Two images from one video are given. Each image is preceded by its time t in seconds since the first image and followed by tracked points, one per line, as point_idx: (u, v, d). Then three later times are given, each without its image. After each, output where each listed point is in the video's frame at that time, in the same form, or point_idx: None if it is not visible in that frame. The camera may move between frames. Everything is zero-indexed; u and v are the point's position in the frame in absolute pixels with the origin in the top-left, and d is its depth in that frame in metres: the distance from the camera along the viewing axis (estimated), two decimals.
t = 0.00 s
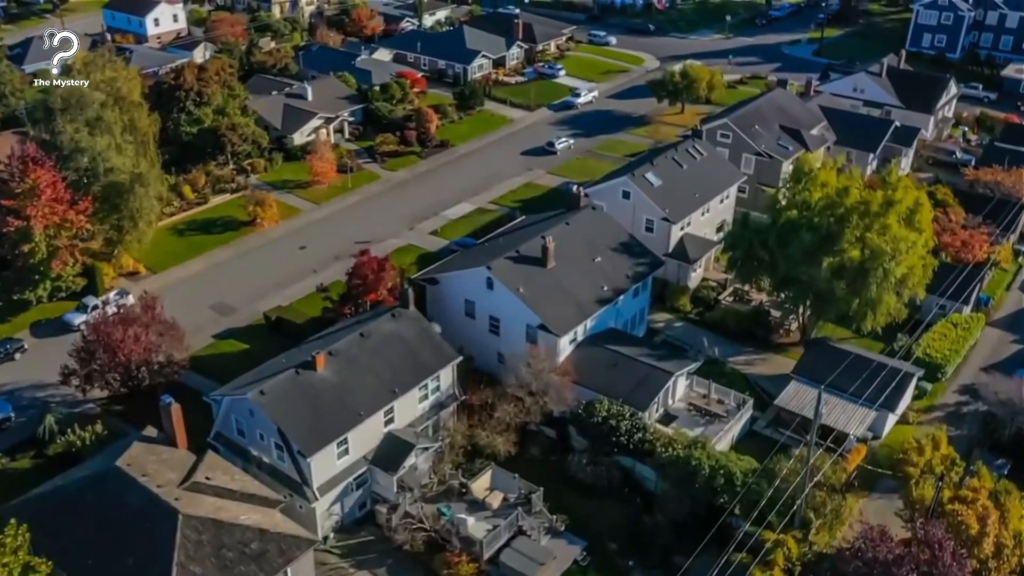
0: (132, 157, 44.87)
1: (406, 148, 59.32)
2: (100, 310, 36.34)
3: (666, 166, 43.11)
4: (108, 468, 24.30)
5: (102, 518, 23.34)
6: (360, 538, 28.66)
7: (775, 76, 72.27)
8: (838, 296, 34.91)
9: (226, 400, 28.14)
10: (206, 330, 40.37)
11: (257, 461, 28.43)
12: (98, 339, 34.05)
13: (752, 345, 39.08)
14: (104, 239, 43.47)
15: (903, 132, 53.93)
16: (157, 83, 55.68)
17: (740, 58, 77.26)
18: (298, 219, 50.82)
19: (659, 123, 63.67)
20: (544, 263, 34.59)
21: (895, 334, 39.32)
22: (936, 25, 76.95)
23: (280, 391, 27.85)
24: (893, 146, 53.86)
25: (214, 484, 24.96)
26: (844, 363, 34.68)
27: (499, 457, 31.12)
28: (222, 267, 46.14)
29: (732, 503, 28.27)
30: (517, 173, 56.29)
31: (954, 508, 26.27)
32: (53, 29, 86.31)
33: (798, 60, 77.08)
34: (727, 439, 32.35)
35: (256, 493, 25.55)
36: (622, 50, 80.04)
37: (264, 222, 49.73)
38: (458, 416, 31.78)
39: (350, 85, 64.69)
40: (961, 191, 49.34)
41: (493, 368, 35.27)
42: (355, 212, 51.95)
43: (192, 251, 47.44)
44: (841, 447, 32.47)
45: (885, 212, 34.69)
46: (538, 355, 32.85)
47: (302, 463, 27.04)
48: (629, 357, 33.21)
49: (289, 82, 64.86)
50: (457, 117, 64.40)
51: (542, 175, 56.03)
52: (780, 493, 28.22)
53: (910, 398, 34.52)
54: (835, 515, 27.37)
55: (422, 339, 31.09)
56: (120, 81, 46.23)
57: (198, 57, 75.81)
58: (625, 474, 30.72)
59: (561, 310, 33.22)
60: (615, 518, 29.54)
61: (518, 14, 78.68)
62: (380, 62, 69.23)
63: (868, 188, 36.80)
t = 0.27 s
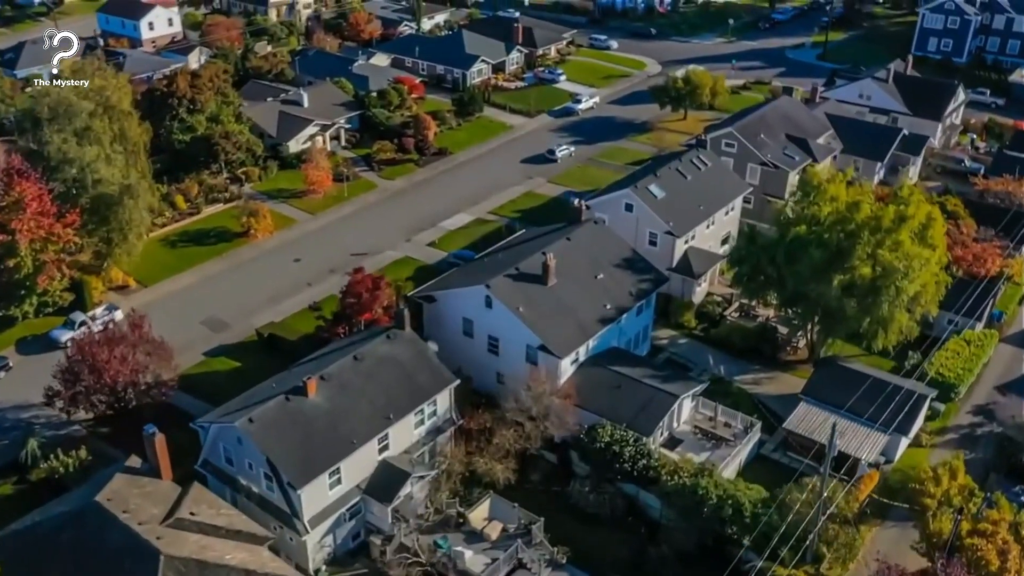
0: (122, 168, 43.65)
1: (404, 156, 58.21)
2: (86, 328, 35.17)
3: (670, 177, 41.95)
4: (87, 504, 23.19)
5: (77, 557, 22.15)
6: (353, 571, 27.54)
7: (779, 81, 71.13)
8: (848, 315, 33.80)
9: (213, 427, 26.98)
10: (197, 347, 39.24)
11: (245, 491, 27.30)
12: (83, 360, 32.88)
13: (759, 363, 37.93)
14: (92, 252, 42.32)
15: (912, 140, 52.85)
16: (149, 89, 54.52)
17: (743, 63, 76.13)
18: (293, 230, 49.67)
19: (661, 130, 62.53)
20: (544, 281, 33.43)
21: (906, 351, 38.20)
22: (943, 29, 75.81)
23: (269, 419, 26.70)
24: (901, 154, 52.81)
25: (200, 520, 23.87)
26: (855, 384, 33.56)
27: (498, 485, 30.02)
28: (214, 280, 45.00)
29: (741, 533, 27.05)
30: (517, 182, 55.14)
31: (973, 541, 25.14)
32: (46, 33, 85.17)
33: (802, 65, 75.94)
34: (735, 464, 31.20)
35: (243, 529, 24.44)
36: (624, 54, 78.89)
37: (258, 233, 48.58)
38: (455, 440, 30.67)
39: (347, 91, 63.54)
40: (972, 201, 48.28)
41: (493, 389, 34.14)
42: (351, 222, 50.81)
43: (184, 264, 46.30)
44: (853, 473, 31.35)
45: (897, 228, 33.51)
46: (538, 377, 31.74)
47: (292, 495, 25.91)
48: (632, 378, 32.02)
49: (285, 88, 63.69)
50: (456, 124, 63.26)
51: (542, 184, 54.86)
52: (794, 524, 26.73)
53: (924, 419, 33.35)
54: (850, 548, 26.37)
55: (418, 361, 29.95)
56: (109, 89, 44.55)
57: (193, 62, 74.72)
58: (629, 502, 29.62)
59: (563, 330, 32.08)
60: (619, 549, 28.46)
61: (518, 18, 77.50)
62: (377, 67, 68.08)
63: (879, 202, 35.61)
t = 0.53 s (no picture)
0: (111, 179, 42.51)
1: (401, 164, 57.06)
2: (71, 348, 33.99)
3: (674, 190, 40.76)
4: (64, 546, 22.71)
5: None
6: None
7: (783, 87, 69.96)
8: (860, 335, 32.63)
9: (199, 458, 25.77)
10: (187, 366, 38.11)
11: (233, 524, 26.13)
12: (67, 383, 31.66)
13: (766, 383, 36.75)
14: (80, 266, 41.16)
15: (920, 149, 51.72)
16: (140, 97, 53.28)
17: (746, 68, 74.95)
18: (287, 242, 48.49)
19: (663, 138, 61.34)
20: (545, 300, 32.23)
21: (918, 370, 37.00)
22: (949, 33, 74.61)
23: (258, 450, 25.49)
24: (910, 163, 51.68)
25: (182, 561, 23.05)
26: (867, 407, 32.40)
27: (497, 515, 28.86)
28: (206, 294, 43.83)
29: (750, 567, 25.80)
30: (517, 191, 53.94)
31: None
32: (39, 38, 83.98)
33: (806, 70, 74.75)
34: (743, 493, 30.00)
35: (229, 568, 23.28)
36: (625, 59, 77.73)
37: (252, 246, 47.42)
38: (453, 468, 29.48)
39: (344, 98, 62.34)
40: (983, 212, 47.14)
41: (491, 412, 32.95)
42: (346, 234, 49.61)
43: (175, 277, 45.12)
44: (866, 500, 30.18)
45: (911, 245, 32.33)
46: (539, 401, 30.59)
47: (281, 531, 24.72)
48: (636, 402, 30.80)
49: (280, 94, 62.52)
50: (454, 131, 62.08)
51: (542, 193, 53.64)
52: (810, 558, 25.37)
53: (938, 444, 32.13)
54: None
55: (414, 387, 28.76)
56: (98, 99, 43.54)
57: (188, 67, 73.60)
58: (633, 533, 28.44)
59: (564, 353, 30.92)
60: None
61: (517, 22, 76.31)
62: (374, 73, 66.90)
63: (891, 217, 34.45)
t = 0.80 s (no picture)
0: (99, 191, 41.34)
1: (398, 173, 55.86)
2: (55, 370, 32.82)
3: (679, 204, 39.57)
4: None
5: None
6: None
7: (787, 94, 68.76)
8: (873, 357, 31.47)
9: (183, 492, 24.60)
10: (176, 386, 36.95)
11: (219, 561, 24.97)
12: (48, 409, 30.49)
13: (775, 404, 35.56)
14: (68, 282, 39.99)
15: (929, 159, 50.55)
16: (131, 105, 52.20)
17: (749, 73, 73.77)
18: (281, 254, 47.32)
19: (666, 146, 60.15)
20: (546, 322, 31.05)
21: (932, 390, 35.82)
22: (956, 38, 73.40)
23: (244, 484, 24.30)
24: (918, 173, 50.50)
25: None
26: (880, 432, 31.25)
27: (495, 548, 27.68)
28: (197, 309, 42.65)
29: None
30: (517, 202, 52.75)
31: None
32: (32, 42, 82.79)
33: (811, 75, 73.54)
34: (752, 524, 28.84)
35: None
36: (626, 64, 76.53)
37: (245, 258, 46.24)
38: (450, 499, 28.33)
39: (341, 105, 61.22)
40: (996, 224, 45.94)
41: (490, 436, 31.79)
42: (342, 246, 48.41)
43: (166, 292, 43.96)
44: (880, 531, 29.03)
45: (926, 264, 31.17)
46: (539, 428, 29.41)
47: (268, 570, 23.54)
48: (641, 428, 29.62)
49: (275, 101, 61.31)
50: (453, 139, 60.88)
51: (543, 203, 52.44)
52: None
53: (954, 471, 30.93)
54: None
55: (409, 415, 27.57)
56: (85, 108, 42.29)
57: (183, 72, 72.24)
58: (638, 567, 27.25)
59: (566, 377, 29.74)
60: None
61: (517, 26, 75.10)
62: (372, 79, 65.69)
63: (904, 233, 33.29)
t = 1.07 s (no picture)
0: (86, 205, 40.18)
1: (395, 182, 54.67)
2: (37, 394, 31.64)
3: (684, 218, 38.34)
4: None
5: None
6: None
7: (792, 100, 67.58)
8: (887, 382, 30.28)
9: (164, 531, 23.38)
10: (164, 408, 35.75)
11: None
12: (28, 437, 29.29)
13: (784, 427, 34.34)
14: (53, 298, 38.87)
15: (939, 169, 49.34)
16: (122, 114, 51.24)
17: (753, 79, 72.60)
18: (275, 268, 46.10)
19: (669, 154, 58.94)
20: (547, 345, 29.81)
21: (947, 414, 34.60)
22: (963, 43, 72.23)
23: (229, 523, 23.07)
24: (928, 183, 49.30)
25: None
26: (894, 460, 30.06)
27: None
28: (187, 326, 41.42)
29: None
30: (517, 212, 51.54)
31: None
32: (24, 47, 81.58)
33: (815, 81, 72.35)
34: (762, 558, 27.66)
35: None
36: (628, 69, 75.36)
37: (237, 272, 45.01)
38: (446, 533, 27.12)
39: (337, 112, 59.98)
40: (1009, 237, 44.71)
41: (489, 463, 30.58)
42: (337, 259, 47.18)
43: (155, 307, 42.71)
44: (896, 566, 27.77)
45: (942, 285, 29.97)
46: (540, 457, 28.20)
47: None
48: (646, 457, 28.38)
49: (271, 108, 60.09)
50: (451, 147, 59.68)
51: (543, 214, 51.21)
52: None
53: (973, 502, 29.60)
54: None
55: (404, 446, 26.35)
56: (72, 119, 41.13)
57: (177, 77, 71.09)
58: None
59: (568, 404, 28.54)
60: None
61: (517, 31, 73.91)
62: (369, 85, 64.50)
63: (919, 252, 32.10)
